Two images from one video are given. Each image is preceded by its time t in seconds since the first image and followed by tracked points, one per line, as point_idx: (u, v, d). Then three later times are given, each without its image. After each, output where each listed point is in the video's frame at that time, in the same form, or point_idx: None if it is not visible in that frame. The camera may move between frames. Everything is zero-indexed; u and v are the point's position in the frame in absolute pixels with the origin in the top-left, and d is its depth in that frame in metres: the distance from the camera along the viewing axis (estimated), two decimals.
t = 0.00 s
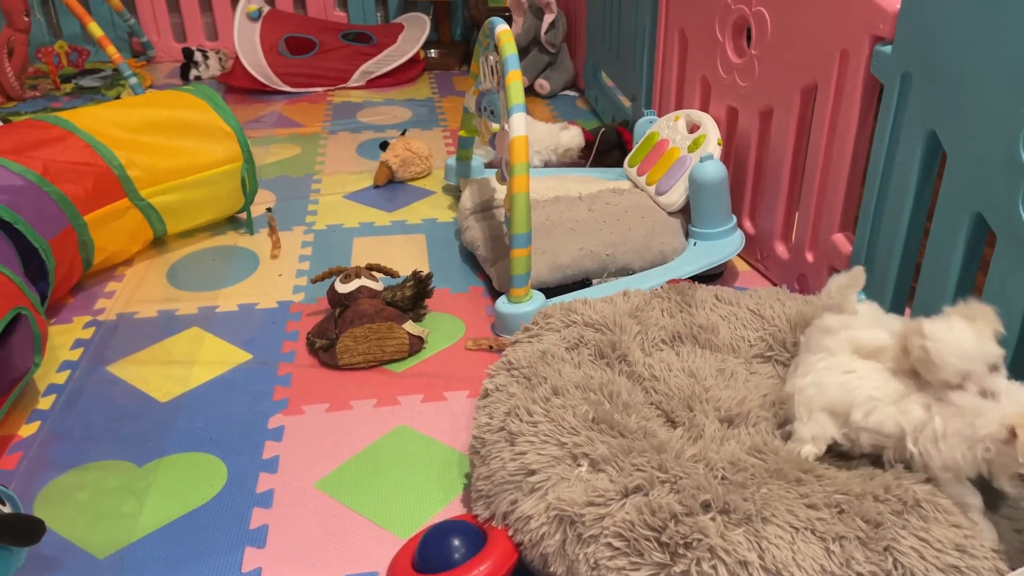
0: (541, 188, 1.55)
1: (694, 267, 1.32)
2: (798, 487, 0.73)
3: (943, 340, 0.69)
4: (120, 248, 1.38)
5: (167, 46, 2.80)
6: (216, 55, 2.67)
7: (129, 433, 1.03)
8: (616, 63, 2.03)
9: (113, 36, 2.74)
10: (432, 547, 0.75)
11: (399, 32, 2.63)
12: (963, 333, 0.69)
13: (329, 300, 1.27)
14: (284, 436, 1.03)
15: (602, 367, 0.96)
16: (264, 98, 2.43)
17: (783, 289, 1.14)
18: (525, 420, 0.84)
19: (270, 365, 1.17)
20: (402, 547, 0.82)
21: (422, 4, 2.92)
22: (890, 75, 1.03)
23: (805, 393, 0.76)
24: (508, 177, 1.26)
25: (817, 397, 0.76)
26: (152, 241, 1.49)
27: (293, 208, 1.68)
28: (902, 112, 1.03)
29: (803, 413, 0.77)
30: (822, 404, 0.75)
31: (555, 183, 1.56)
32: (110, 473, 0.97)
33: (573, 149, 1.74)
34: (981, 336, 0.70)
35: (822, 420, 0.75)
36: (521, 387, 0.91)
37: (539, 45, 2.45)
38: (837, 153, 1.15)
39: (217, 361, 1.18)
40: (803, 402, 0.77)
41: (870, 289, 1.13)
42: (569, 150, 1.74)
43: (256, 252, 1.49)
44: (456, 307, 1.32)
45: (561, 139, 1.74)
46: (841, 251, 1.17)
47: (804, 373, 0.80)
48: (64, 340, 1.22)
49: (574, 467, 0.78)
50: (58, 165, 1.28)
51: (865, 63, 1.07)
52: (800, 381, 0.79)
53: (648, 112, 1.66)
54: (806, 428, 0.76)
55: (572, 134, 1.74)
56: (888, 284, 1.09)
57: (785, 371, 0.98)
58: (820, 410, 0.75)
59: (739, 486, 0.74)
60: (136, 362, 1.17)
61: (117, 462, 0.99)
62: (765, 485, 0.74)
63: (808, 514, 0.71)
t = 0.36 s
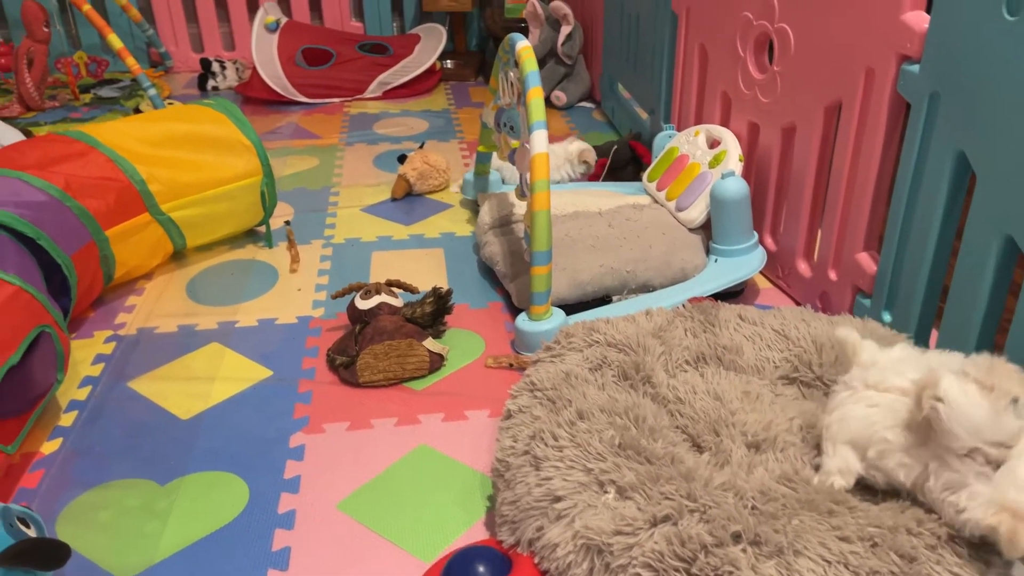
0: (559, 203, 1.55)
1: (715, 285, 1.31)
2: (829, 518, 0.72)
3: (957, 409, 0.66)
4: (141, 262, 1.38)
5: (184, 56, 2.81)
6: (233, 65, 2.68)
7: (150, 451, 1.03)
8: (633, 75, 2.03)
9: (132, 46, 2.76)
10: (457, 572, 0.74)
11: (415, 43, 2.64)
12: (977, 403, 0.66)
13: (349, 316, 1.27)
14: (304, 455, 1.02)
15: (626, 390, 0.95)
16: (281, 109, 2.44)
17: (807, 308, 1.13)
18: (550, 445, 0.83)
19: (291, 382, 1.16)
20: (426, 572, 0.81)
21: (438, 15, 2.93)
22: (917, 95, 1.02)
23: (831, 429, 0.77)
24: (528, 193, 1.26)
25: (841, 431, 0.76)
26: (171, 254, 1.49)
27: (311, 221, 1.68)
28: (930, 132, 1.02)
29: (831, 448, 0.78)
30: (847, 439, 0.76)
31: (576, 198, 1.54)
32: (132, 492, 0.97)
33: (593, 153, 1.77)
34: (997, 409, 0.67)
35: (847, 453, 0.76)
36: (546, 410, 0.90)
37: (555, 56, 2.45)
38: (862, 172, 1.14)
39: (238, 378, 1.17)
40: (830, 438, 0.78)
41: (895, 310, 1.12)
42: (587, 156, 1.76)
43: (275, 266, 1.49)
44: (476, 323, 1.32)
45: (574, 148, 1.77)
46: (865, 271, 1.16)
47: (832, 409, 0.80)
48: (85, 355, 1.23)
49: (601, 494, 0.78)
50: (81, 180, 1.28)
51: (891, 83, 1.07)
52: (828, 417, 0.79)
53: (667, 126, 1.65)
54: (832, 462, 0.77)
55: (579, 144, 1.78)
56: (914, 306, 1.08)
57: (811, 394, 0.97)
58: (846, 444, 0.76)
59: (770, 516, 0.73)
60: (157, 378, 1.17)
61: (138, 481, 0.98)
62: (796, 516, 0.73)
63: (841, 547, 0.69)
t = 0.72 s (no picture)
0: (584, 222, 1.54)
1: (743, 307, 1.29)
2: (872, 554, 0.71)
3: None
4: (167, 281, 1.39)
5: (205, 69, 2.83)
6: (254, 79, 2.70)
7: (180, 474, 1.03)
8: (655, 92, 2.02)
9: (154, 60, 2.78)
10: None
11: (435, 58, 2.64)
12: None
13: (375, 337, 1.27)
14: (333, 480, 1.02)
15: (658, 418, 0.94)
16: (302, 124, 2.45)
17: (838, 333, 1.11)
18: (585, 476, 0.83)
19: (318, 404, 1.16)
20: None
21: (457, 29, 2.94)
22: (953, 119, 1.01)
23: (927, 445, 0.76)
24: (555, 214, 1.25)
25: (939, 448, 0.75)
26: (196, 272, 1.49)
27: (334, 238, 1.68)
28: (966, 159, 1.01)
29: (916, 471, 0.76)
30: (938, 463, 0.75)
31: (601, 218, 1.53)
32: (162, 516, 0.97)
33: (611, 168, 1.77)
34: None
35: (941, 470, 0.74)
36: (579, 439, 0.89)
37: (575, 71, 2.45)
38: (895, 196, 1.13)
39: (265, 400, 1.17)
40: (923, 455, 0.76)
41: (930, 335, 1.10)
42: (604, 172, 1.76)
43: (300, 284, 1.49)
44: (501, 344, 1.31)
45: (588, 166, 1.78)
46: (898, 295, 1.15)
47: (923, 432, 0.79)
48: (113, 375, 1.23)
49: (638, 527, 0.77)
50: (110, 200, 1.29)
51: (925, 107, 1.06)
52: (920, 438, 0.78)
53: (691, 145, 1.65)
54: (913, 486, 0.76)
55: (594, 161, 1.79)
56: (949, 331, 1.06)
57: (846, 421, 0.95)
58: (942, 460, 0.74)
59: (812, 554, 0.71)
60: (184, 399, 1.17)
61: (168, 505, 0.98)
62: (838, 553, 0.71)
63: None
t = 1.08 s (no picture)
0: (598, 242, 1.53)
1: (760, 330, 1.29)
2: None
3: None
4: (182, 301, 1.39)
5: (218, 83, 2.84)
6: (267, 93, 2.71)
7: (197, 500, 1.03)
8: (668, 108, 2.02)
9: (167, 74, 2.80)
10: None
11: (447, 72, 2.65)
12: None
13: (390, 358, 1.26)
14: (350, 506, 1.02)
15: (678, 447, 0.93)
16: (314, 138, 2.46)
17: (857, 359, 1.10)
18: (605, 508, 0.82)
19: (333, 427, 1.16)
20: None
21: (469, 43, 2.94)
22: (975, 145, 1.00)
23: None
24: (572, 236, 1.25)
25: None
26: (212, 291, 1.49)
27: (348, 256, 1.68)
28: (987, 186, 1.00)
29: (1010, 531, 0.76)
30: None
31: (617, 237, 1.52)
32: (179, 544, 0.96)
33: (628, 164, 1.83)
34: None
35: None
36: (598, 469, 0.88)
37: (587, 86, 2.45)
38: (915, 221, 1.12)
39: (280, 423, 1.17)
40: None
41: (950, 361, 1.09)
42: (621, 166, 1.81)
43: (315, 304, 1.49)
44: (516, 366, 1.31)
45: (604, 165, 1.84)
46: (918, 320, 1.14)
47: None
48: (130, 397, 1.23)
49: (660, 563, 0.76)
50: (127, 222, 1.29)
51: (946, 133, 1.05)
52: None
53: (706, 163, 1.64)
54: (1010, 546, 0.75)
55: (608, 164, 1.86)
56: (971, 358, 1.05)
57: (868, 451, 0.94)
58: None
59: None
60: (201, 422, 1.17)
61: (185, 532, 0.98)
62: None
63: None
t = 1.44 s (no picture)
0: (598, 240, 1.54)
1: (758, 325, 1.30)
2: None
3: None
4: (185, 298, 1.40)
5: (221, 85, 2.85)
6: (270, 94, 2.72)
7: (200, 494, 1.04)
8: (668, 108, 2.03)
9: (170, 76, 2.81)
10: None
11: (449, 73, 2.66)
12: None
13: (392, 355, 1.27)
14: (352, 499, 1.03)
15: (677, 439, 0.94)
16: (316, 139, 2.47)
17: (854, 354, 1.11)
18: (604, 498, 0.83)
19: (335, 422, 1.17)
20: None
21: (470, 45, 2.96)
22: (971, 141, 1.01)
23: None
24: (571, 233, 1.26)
25: None
26: (215, 289, 1.51)
27: (350, 255, 1.69)
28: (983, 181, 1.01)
29: None
30: None
31: (617, 235, 1.53)
32: (183, 536, 0.97)
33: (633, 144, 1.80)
34: None
35: None
36: (597, 461, 0.89)
37: (588, 87, 2.46)
38: (911, 217, 1.13)
39: (283, 418, 1.18)
40: None
41: (947, 355, 1.10)
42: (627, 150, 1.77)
43: (317, 302, 1.50)
44: (517, 363, 1.32)
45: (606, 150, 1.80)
46: (915, 315, 1.14)
47: None
48: (134, 393, 1.24)
49: (658, 551, 0.77)
50: (131, 219, 1.30)
51: (942, 128, 1.06)
52: None
53: (705, 162, 1.65)
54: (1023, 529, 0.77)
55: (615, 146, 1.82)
56: (967, 352, 1.06)
57: (865, 443, 0.95)
58: None
59: None
60: (204, 417, 1.18)
61: (188, 525, 0.99)
62: None
63: None
